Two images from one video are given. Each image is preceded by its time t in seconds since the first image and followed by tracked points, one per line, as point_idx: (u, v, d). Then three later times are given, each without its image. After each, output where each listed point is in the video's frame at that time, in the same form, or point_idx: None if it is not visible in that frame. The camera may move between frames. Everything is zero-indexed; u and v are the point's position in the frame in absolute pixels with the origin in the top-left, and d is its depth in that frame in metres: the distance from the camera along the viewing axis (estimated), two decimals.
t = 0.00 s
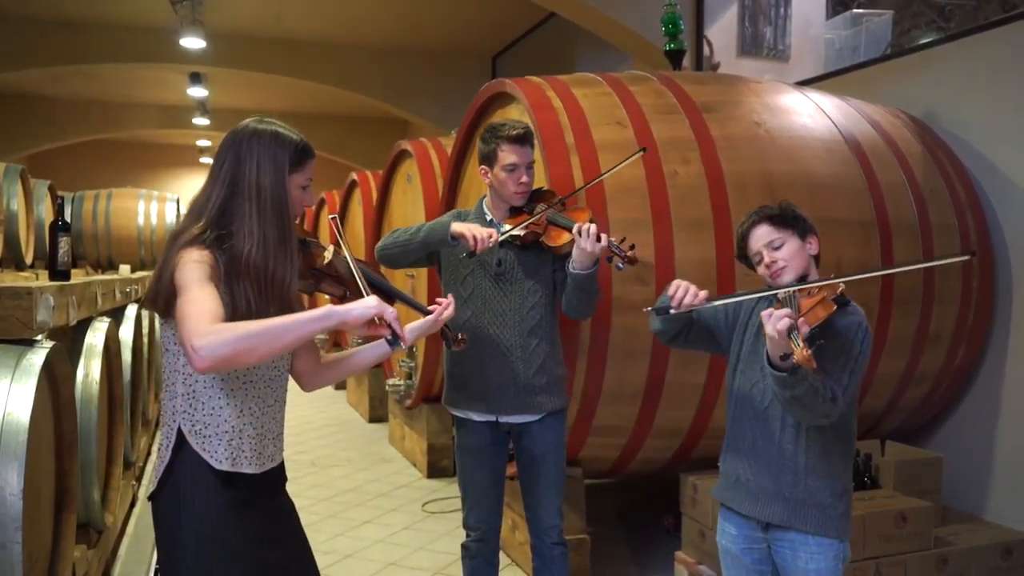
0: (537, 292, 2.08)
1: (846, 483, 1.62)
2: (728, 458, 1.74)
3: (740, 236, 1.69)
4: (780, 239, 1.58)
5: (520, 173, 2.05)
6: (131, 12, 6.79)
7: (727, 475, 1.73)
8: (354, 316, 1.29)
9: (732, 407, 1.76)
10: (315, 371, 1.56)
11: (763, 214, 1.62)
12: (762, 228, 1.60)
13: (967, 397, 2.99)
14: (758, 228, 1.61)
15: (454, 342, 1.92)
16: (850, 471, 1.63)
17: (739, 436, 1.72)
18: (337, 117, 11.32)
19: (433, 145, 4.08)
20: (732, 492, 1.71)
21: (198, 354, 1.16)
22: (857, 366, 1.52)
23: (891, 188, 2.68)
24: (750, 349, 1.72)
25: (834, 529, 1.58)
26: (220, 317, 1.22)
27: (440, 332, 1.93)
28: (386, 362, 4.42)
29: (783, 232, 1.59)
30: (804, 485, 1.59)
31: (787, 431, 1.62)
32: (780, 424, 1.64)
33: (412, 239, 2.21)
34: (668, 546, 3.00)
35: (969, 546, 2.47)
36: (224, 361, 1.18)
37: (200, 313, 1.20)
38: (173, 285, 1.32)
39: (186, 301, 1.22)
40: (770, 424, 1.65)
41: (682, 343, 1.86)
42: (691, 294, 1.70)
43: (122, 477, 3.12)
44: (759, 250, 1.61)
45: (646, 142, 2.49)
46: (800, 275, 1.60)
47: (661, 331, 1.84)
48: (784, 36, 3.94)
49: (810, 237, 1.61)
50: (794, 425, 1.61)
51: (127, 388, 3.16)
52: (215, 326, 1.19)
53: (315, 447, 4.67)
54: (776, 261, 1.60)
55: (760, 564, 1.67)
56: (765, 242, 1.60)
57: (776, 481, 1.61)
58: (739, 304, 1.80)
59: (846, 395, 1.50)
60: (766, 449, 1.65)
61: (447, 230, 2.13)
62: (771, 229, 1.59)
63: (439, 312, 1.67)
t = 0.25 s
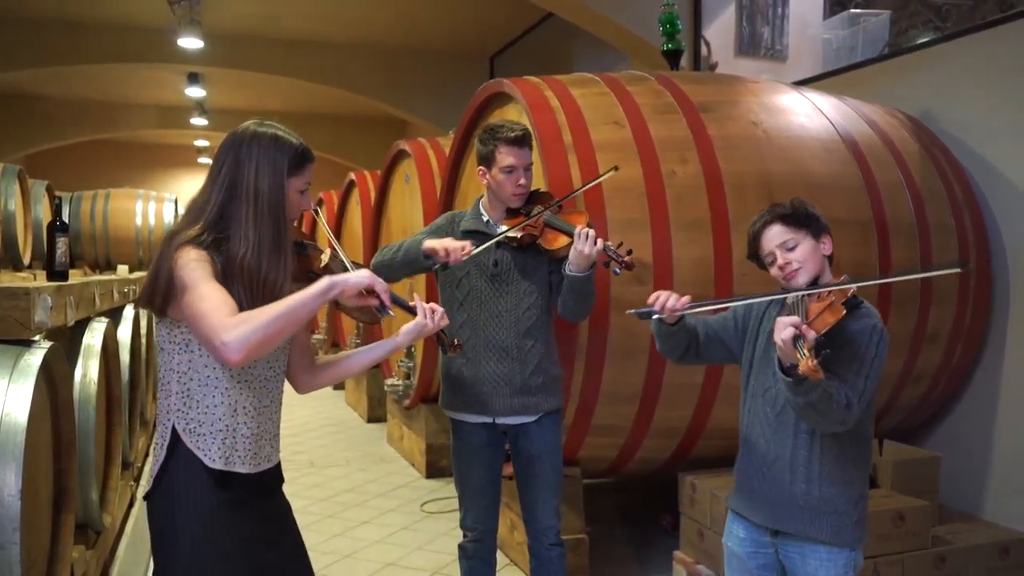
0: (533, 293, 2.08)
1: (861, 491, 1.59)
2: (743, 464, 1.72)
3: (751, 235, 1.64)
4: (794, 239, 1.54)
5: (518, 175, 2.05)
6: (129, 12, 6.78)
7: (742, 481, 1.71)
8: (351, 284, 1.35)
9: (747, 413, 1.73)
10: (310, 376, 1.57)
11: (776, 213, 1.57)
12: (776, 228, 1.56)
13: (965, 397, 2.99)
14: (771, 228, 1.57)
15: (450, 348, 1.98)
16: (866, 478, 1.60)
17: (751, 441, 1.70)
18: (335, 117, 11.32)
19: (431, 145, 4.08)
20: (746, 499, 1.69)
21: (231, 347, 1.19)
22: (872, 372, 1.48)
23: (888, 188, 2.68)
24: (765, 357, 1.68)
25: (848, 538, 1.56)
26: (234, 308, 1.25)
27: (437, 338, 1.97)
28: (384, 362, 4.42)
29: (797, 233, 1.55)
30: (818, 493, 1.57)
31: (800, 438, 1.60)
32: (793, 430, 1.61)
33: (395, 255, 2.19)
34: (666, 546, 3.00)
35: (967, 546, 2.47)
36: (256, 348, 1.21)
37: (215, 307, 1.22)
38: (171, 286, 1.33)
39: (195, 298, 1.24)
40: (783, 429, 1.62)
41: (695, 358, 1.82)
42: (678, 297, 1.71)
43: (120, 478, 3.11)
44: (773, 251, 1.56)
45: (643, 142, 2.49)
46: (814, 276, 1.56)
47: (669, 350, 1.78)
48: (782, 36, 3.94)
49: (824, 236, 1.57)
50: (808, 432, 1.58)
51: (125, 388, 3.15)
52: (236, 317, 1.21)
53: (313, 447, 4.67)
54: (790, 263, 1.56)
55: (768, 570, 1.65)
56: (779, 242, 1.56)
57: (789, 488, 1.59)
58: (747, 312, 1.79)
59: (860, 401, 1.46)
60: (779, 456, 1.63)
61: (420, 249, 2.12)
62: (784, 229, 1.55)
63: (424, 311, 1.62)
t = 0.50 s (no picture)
0: (531, 294, 2.08)
1: (872, 497, 1.59)
2: (751, 469, 1.72)
3: (759, 239, 1.63)
4: (806, 242, 1.54)
5: (520, 175, 2.06)
6: (127, 12, 6.78)
7: (750, 486, 1.71)
8: (340, 317, 1.37)
9: (758, 420, 1.72)
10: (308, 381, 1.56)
11: (788, 215, 1.57)
12: (787, 230, 1.55)
13: (963, 396, 3.00)
14: (783, 229, 1.56)
15: (442, 355, 1.93)
16: (878, 485, 1.59)
17: (761, 448, 1.69)
18: (334, 117, 11.32)
19: (430, 145, 4.09)
20: (753, 504, 1.68)
21: (218, 362, 1.22)
22: (884, 381, 1.47)
23: (886, 188, 2.69)
24: (776, 362, 1.67)
25: (858, 544, 1.55)
26: (227, 318, 1.27)
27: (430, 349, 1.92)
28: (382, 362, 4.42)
29: (808, 235, 1.54)
30: (828, 501, 1.56)
31: (810, 445, 1.59)
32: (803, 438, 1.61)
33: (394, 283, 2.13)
34: (664, 546, 3.00)
35: (964, 546, 2.47)
36: (241, 366, 1.24)
37: (208, 316, 1.25)
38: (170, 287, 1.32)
39: (193, 302, 1.26)
40: (793, 436, 1.62)
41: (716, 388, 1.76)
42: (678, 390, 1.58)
43: (118, 479, 3.11)
44: (784, 253, 1.55)
45: (641, 142, 2.49)
46: (825, 281, 1.55)
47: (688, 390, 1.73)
48: (779, 36, 3.92)
49: (834, 239, 1.57)
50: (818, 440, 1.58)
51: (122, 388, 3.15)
52: (228, 331, 1.24)
53: (312, 447, 4.67)
54: (801, 266, 1.54)
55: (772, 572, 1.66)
56: (791, 245, 1.54)
57: (798, 496, 1.59)
58: (752, 317, 1.77)
59: (872, 411, 1.45)
60: (788, 463, 1.62)
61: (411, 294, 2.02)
62: (796, 231, 1.54)
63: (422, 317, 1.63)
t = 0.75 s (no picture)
0: (529, 295, 2.08)
1: (878, 502, 1.57)
2: (761, 476, 1.70)
3: (751, 249, 1.61)
4: (800, 251, 1.52)
5: (518, 176, 2.06)
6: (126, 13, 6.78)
7: (757, 490, 1.71)
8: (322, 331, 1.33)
9: (765, 423, 1.72)
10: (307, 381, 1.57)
11: (779, 224, 1.55)
12: (780, 241, 1.53)
13: (962, 397, 3.00)
14: (775, 240, 1.54)
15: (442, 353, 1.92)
16: (884, 489, 1.57)
17: (769, 455, 1.68)
18: (333, 118, 11.32)
19: (429, 146, 4.08)
20: (759, 507, 1.68)
21: (193, 373, 1.20)
22: (885, 393, 1.44)
23: (884, 189, 2.69)
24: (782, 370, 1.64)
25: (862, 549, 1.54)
26: (214, 326, 1.25)
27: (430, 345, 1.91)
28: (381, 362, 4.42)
29: (802, 244, 1.53)
30: (835, 508, 1.55)
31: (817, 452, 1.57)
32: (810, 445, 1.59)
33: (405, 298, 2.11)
34: (663, 547, 3.00)
35: (963, 546, 2.48)
36: (218, 378, 1.22)
37: (194, 323, 1.23)
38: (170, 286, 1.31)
39: (182, 305, 1.24)
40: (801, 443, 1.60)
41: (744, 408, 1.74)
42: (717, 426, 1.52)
43: (117, 480, 3.11)
44: (779, 264, 1.53)
45: (640, 143, 2.49)
46: (822, 289, 1.53)
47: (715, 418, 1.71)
48: (778, 37, 3.93)
49: (827, 243, 1.56)
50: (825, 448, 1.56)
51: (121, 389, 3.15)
52: (209, 342, 1.22)
53: (311, 448, 4.67)
54: (798, 276, 1.53)
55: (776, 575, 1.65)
56: (785, 255, 1.53)
57: (805, 503, 1.57)
58: (755, 325, 1.74)
59: (875, 425, 1.43)
60: (791, 466, 1.62)
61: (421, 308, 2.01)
62: (789, 241, 1.52)
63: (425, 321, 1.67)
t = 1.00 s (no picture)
0: (529, 296, 2.09)
1: (876, 505, 1.56)
2: (761, 480, 1.70)
3: (747, 257, 1.60)
4: (796, 262, 1.51)
5: (520, 178, 2.06)
6: (125, 14, 6.78)
7: (756, 493, 1.71)
8: (287, 376, 1.22)
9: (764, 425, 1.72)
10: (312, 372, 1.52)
11: (775, 234, 1.54)
12: (776, 253, 1.52)
13: (961, 397, 3.00)
14: (771, 251, 1.53)
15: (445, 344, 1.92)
16: (882, 491, 1.56)
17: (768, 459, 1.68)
18: (332, 118, 11.32)
19: (429, 147, 4.09)
20: (757, 510, 1.68)
21: (131, 385, 1.17)
22: (884, 404, 1.45)
23: (884, 189, 2.69)
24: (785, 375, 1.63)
25: (859, 552, 1.53)
26: (173, 338, 1.23)
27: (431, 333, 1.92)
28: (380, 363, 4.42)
29: (798, 254, 1.52)
30: (830, 512, 1.53)
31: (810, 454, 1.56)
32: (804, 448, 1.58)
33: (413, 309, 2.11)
34: (663, 548, 3.00)
35: (963, 547, 2.48)
36: (156, 395, 1.18)
37: (153, 334, 1.21)
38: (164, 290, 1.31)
39: (151, 313, 1.23)
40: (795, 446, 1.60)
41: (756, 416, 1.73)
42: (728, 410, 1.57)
43: (116, 480, 3.11)
44: (775, 276, 1.53)
45: (640, 144, 2.49)
46: (820, 298, 1.53)
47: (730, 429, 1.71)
48: (777, 38, 3.98)
49: (825, 252, 1.54)
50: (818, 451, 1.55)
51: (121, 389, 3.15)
52: (158, 355, 1.19)
53: (310, 449, 4.67)
54: (795, 286, 1.52)
55: None
56: (781, 267, 1.52)
57: (800, 507, 1.56)
58: (755, 334, 1.73)
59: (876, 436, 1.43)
60: (788, 469, 1.61)
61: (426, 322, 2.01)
62: (785, 252, 1.51)
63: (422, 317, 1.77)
